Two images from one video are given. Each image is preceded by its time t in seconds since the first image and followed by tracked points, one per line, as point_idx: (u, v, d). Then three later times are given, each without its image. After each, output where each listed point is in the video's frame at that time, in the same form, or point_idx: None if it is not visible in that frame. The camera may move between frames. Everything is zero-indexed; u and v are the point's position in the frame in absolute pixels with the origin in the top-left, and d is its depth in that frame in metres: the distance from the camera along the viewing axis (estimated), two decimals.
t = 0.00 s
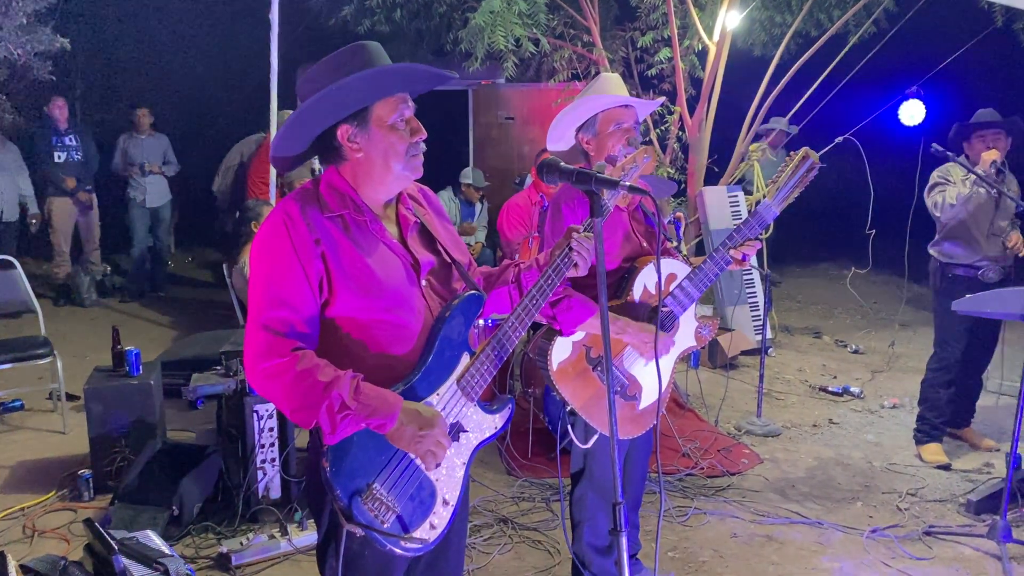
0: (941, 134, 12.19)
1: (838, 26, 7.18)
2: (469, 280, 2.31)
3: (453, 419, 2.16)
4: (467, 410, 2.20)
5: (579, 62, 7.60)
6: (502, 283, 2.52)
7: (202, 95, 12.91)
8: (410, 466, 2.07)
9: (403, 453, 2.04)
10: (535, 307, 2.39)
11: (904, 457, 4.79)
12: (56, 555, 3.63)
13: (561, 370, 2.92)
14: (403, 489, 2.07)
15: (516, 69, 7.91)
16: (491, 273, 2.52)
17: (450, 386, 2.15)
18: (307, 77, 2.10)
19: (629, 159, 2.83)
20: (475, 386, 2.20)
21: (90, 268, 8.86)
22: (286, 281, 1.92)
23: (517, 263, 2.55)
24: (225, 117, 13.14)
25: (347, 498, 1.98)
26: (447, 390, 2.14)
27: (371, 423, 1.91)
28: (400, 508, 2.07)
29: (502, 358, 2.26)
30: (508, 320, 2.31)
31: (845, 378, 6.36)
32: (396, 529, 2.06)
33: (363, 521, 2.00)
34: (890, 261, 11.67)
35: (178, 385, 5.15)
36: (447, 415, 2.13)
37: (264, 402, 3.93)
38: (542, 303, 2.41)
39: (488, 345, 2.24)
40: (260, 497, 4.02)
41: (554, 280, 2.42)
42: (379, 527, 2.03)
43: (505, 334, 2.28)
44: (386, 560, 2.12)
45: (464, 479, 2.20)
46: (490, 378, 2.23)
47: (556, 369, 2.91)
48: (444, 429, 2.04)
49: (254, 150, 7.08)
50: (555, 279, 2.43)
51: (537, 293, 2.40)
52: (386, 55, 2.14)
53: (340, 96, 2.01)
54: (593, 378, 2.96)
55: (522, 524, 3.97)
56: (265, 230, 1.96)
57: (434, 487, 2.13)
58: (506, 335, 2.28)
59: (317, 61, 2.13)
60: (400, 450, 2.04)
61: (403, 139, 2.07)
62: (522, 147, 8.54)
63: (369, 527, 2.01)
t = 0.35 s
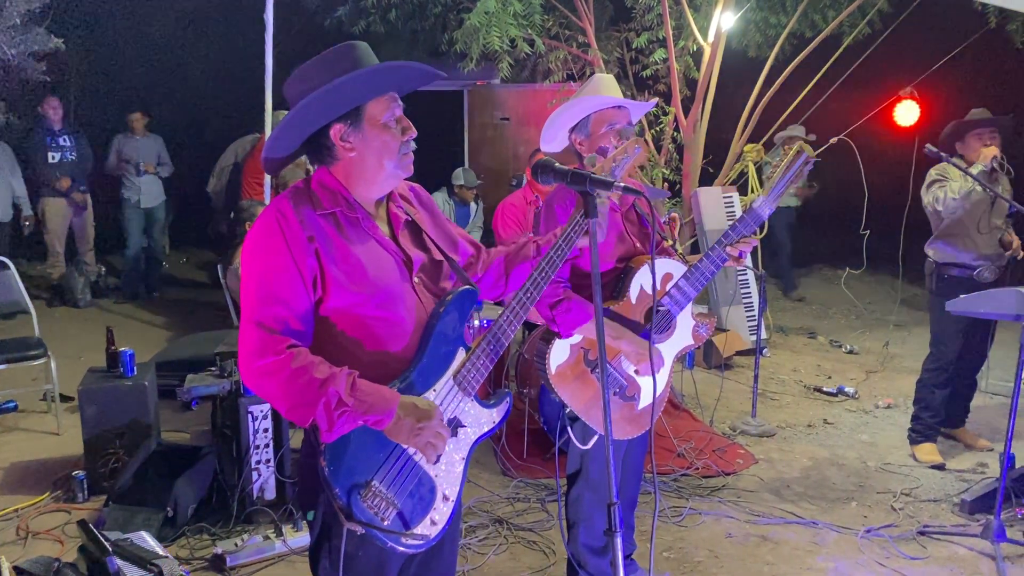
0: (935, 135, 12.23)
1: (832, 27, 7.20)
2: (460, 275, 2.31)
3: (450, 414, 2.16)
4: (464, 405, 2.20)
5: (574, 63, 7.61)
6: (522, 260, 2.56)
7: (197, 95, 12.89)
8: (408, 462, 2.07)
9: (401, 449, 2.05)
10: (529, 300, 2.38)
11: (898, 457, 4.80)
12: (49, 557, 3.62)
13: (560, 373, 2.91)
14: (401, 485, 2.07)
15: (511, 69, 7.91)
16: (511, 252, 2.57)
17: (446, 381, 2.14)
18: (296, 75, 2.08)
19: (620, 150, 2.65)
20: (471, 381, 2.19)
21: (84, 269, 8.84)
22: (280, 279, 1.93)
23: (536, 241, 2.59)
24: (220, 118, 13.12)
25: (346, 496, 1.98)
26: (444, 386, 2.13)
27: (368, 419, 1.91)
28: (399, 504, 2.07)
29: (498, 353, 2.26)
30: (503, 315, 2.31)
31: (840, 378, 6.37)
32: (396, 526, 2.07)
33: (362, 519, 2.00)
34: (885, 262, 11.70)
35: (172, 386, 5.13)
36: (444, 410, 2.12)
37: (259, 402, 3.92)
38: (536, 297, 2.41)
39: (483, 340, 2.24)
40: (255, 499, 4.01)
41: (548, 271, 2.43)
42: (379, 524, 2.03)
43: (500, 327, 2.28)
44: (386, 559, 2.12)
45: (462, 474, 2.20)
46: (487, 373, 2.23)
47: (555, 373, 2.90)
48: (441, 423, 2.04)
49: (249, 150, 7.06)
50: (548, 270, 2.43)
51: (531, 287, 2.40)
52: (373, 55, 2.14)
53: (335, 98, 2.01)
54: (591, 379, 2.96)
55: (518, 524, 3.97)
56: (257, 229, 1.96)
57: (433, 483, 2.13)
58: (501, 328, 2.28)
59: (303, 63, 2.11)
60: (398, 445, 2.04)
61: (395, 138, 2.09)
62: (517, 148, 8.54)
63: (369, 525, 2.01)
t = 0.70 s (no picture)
0: (928, 135, 12.28)
1: (825, 28, 7.22)
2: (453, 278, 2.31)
3: (440, 418, 2.16)
4: (454, 409, 2.20)
5: (567, 64, 7.62)
6: (516, 254, 2.53)
7: (189, 96, 12.85)
8: (398, 466, 2.09)
9: (390, 453, 2.06)
10: (521, 304, 2.38)
11: (891, 458, 4.81)
12: (41, 560, 3.60)
13: (552, 372, 2.92)
14: (391, 489, 2.08)
15: (504, 70, 7.92)
16: (506, 247, 2.56)
17: (436, 385, 2.14)
18: (298, 77, 2.10)
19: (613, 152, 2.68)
20: (462, 384, 2.20)
21: (76, 270, 8.80)
22: (271, 283, 1.93)
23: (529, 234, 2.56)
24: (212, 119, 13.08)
25: (334, 500, 2.00)
26: (434, 390, 2.14)
27: (357, 424, 1.92)
28: (388, 508, 2.08)
29: (489, 356, 2.26)
30: (495, 318, 2.31)
31: (833, 379, 6.38)
32: (385, 530, 2.08)
33: (350, 522, 2.01)
34: (877, 262, 11.74)
35: (165, 388, 5.11)
36: (433, 414, 2.13)
37: (252, 404, 3.90)
38: (528, 299, 2.41)
39: (474, 343, 2.23)
40: (248, 500, 4.00)
41: (539, 276, 2.43)
42: (367, 528, 2.05)
43: (492, 330, 2.27)
44: (375, 562, 2.13)
45: (452, 477, 2.20)
46: (477, 376, 2.23)
47: (547, 371, 2.90)
48: (430, 427, 2.05)
49: (242, 151, 7.04)
50: (540, 275, 2.43)
51: (522, 291, 2.39)
52: (381, 63, 2.15)
53: (342, 108, 2.01)
54: (584, 379, 2.96)
55: (511, 525, 3.97)
56: (248, 231, 1.96)
57: (423, 487, 2.14)
58: (493, 331, 2.27)
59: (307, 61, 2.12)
60: (387, 449, 2.06)
61: (396, 146, 2.10)
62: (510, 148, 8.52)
63: (357, 528, 2.03)
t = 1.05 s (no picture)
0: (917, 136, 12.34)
1: (816, 30, 7.24)
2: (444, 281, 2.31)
3: (431, 420, 2.16)
4: (445, 411, 2.20)
5: (558, 66, 7.62)
6: (502, 265, 2.52)
7: (179, 97, 12.81)
8: (388, 467, 2.09)
9: (381, 454, 2.06)
10: (512, 306, 2.38)
11: (882, 458, 4.83)
12: (30, 563, 3.58)
13: (546, 374, 2.92)
14: (381, 490, 2.08)
15: (496, 72, 7.92)
16: (489, 256, 2.55)
17: (428, 387, 2.15)
18: (292, 77, 2.09)
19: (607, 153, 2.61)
20: (453, 386, 2.19)
21: (65, 271, 8.76)
22: (263, 283, 1.93)
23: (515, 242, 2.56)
24: (203, 120, 13.04)
25: (325, 501, 1.99)
26: (425, 392, 2.14)
27: (348, 425, 1.93)
28: (378, 509, 2.08)
29: (480, 358, 2.26)
30: (488, 320, 2.31)
31: (823, 380, 6.40)
32: (374, 531, 2.08)
33: (341, 523, 2.01)
34: (867, 262, 11.79)
35: (155, 390, 5.09)
36: (425, 416, 2.13)
37: (242, 406, 3.88)
38: (520, 302, 2.41)
39: (466, 345, 2.24)
40: (239, 503, 3.98)
41: (530, 280, 2.42)
42: (358, 529, 2.04)
43: (483, 333, 2.27)
44: (365, 563, 2.13)
45: (443, 480, 2.20)
46: (468, 378, 2.23)
47: (541, 373, 2.91)
48: (422, 429, 2.05)
49: (232, 152, 7.02)
50: (533, 278, 2.43)
51: (514, 293, 2.39)
52: (377, 65, 2.16)
53: (337, 110, 2.01)
54: (578, 380, 2.96)
55: (503, 526, 3.97)
56: (240, 232, 1.95)
57: (413, 489, 2.14)
58: (484, 333, 2.27)
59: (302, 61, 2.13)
60: (378, 450, 2.06)
61: (389, 149, 2.10)
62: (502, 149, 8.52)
63: (347, 529, 2.02)
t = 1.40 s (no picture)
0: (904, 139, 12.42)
1: (802, 33, 7.28)
2: (430, 283, 2.31)
3: (418, 422, 2.15)
4: (432, 413, 2.19)
5: (547, 69, 7.64)
6: (480, 275, 2.53)
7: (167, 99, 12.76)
8: (376, 470, 2.08)
9: (368, 457, 2.06)
10: (498, 309, 2.38)
11: (868, 459, 4.86)
12: (15, 568, 3.55)
13: (536, 377, 2.92)
14: (369, 494, 2.08)
15: (484, 74, 7.92)
16: (470, 263, 2.55)
17: (414, 390, 2.14)
18: (279, 79, 2.09)
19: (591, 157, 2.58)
20: (440, 389, 2.19)
21: (51, 274, 8.70)
22: (249, 286, 1.92)
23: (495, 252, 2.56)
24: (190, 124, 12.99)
25: (312, 504, 1.99)
26: (412, 394, 2.13)
27: (335, 428, 1.92)
28: (366, 512, 2.08)
29: (467, 361, 2.26)
30: (474, 322, 2.30)
31: (811, 381, 6.43)
32: (362, 534, 2.07)
33: (329, 526, 2.01)
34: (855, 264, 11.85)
35: (142, 393, 5.06)
36: (412, 419, 2.12)
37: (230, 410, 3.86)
38: (507, 305, 2.40)
39: (452, 348, 2.23)
40: (226, 506, 3.96)
41: (517, 282, 2.40)
42: (345, 532, 2.04)
43: (470, 336, 2.27)
44: (353, 566, 2.12)
45: (430, 482, 2.20)
46: (455, 381, 2.23)
47: (531, 377, 2.91)
48: (409, 431, 2.05)
49: (220, 154, 6.99)
50: (518, 281, 2.41)
51: (500, 295, 2.38)
52: (364, 69, 2.16)
53: (325, 113, 2.01)
54: (567, 383, 2.95)
55: (491, 529, 3.96)
56: (226, 234, 1.95)
57: (401, 491, 2.13)
58: (471, 336, 2.27)
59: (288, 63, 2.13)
60: (365, 453, 2.05)
61: (376, 152, 2.10)
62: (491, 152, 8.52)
63: (335, 532, 2.02)
